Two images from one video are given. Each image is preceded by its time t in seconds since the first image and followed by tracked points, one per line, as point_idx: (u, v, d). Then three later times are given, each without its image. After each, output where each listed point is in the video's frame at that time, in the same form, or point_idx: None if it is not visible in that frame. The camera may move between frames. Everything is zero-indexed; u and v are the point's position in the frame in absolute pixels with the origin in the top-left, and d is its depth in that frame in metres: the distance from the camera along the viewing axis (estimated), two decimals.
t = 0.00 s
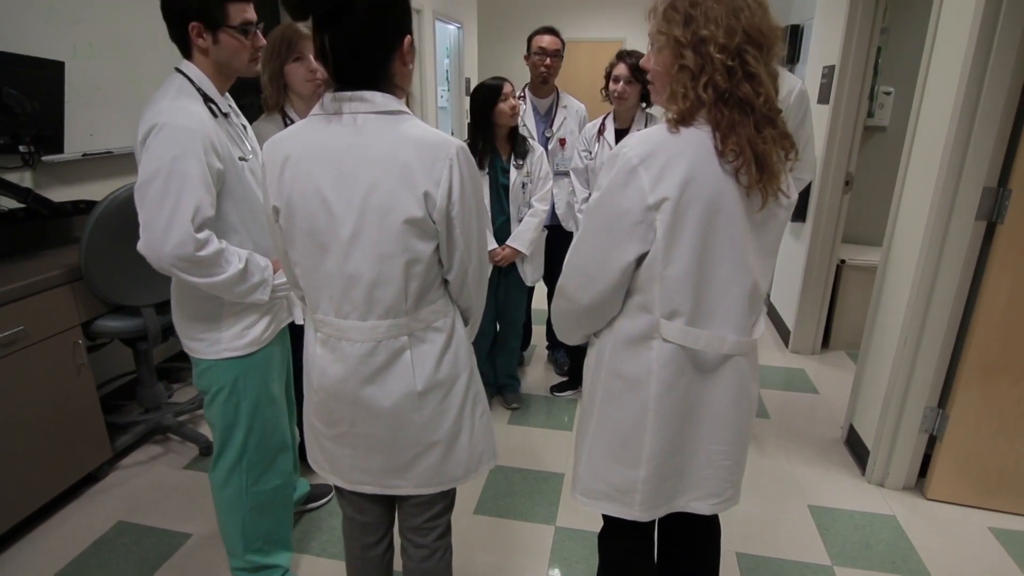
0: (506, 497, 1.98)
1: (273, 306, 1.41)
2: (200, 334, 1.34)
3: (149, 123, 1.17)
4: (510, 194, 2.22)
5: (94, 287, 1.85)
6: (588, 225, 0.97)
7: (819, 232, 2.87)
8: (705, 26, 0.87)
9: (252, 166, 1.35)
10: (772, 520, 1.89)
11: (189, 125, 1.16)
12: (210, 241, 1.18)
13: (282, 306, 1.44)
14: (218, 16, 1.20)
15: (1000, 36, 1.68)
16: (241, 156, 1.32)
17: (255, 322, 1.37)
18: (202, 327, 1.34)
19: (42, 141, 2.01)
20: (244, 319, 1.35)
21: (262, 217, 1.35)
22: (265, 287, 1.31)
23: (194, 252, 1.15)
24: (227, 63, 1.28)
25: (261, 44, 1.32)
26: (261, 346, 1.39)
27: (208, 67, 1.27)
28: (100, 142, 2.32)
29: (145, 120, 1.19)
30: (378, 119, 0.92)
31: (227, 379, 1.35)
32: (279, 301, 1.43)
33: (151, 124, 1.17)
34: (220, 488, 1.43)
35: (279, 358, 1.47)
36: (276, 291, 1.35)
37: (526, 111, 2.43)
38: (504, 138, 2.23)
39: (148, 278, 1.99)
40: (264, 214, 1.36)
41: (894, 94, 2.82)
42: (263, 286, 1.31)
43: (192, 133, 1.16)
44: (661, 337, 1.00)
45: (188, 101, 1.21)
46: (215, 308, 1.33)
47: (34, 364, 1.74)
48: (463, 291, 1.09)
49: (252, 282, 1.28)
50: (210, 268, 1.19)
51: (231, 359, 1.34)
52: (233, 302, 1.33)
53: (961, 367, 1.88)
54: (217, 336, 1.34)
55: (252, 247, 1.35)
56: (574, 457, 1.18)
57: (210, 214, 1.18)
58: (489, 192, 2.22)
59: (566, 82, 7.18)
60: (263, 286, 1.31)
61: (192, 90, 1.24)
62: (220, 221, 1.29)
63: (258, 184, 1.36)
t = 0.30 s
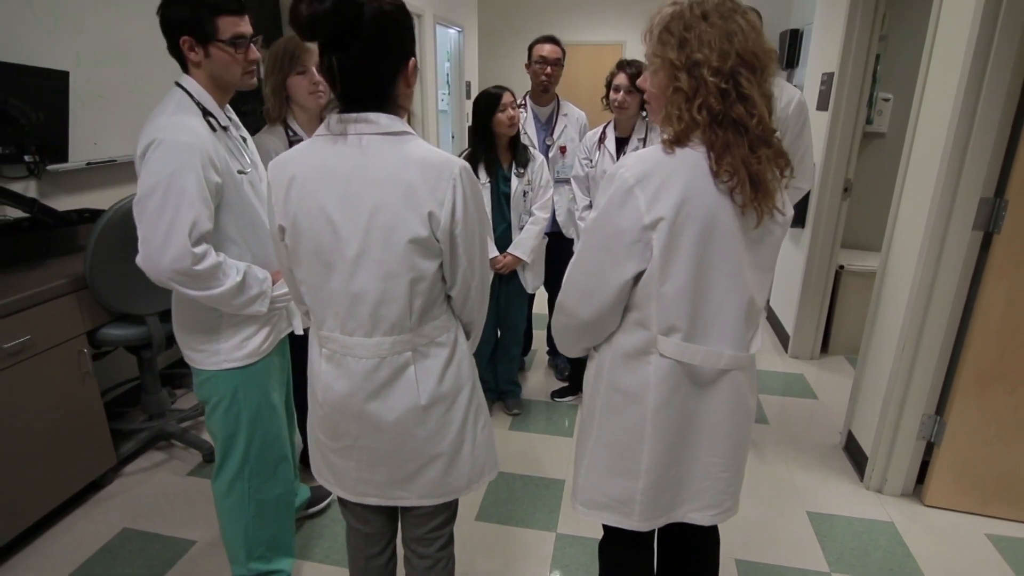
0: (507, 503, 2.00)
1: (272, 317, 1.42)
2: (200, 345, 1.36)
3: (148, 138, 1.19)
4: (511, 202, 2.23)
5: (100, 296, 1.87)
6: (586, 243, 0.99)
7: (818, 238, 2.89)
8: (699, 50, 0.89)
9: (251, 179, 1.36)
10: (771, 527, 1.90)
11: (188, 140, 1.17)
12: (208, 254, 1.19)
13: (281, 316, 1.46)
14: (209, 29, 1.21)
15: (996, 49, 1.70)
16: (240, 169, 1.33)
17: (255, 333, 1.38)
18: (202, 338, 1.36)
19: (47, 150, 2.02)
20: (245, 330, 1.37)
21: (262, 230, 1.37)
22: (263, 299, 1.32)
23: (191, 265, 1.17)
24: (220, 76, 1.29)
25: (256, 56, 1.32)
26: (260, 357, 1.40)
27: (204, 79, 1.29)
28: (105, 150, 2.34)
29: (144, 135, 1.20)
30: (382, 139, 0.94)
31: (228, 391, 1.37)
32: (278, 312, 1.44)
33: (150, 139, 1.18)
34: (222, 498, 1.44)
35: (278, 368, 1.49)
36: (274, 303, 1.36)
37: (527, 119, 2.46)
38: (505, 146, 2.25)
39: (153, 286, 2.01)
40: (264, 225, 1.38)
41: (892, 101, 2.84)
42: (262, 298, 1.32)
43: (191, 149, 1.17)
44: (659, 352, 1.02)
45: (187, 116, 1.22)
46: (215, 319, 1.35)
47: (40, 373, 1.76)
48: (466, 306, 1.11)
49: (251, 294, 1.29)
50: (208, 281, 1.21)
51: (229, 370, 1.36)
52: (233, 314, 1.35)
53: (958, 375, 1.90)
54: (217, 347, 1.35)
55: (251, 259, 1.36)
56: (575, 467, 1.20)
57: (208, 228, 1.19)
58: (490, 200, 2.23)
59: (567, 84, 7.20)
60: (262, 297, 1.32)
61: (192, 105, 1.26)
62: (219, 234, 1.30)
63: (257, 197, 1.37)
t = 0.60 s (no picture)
0: (508, 509, 2.01)
1: (277, 325, 1.43)
2: (205, 354, 1.37)
3: (152, 150, 1.20)
4: (511, 209, 2.25)
5: (104, 304, 1.89)
6: (586, 258, 1.01)
7: (816, 243, 2.91)
8: (693, 70, 0.91)
9: (254, 190, 1.38)
10: (770, 532, 1.92)
11: (191, 153, 1.19)
12: (212, 265, 1.21)
13: (286, 325, 1.47)
14: (211, 42, 1.23)
15: (991, 60, 1.71)
16: (244, 180, 1.34)
17: (259, 342, 1.40)
18: (206, 347, 1.37)
19: (50, 159, 2.04)
20: (249, 339, 1.38)
21: (265, 239, 1.38)
22: (267, 308, 1.34)
23: (196, 277, 1.18)
24: (222, 89, 1.30)
25: (257, 70, 1.33)
26: (265, 365, 1.42)
27: (207, 91, 1.30)
28: (107, 157, 2.35)
29: (149, 148, 1.21)
30: (388, 158, 0.96)
31: (232, 399, 1.38)
32: (283, 321, 1.46)
33: (154, 152, 1.20)
34: (226, 504, 1.46)
35: (282, 375, 1.51)
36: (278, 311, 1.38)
37: (527, 126, 2.48)
38: (505, 154, 2.27)
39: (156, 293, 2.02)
40: (268, 235, 1.39)
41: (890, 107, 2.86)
42: (266, 307, 1.34)
43: (195, 161, 1.18)
44: (657, 365, 1.03)
45: (191, 129, 1.23)
46: (220, 329, 1.36)
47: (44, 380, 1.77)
48: (469, 319, 1.13)
49: (255, 304, 1.30)
50: (212, 292, 1.22)
51: (233, 379, 1.37)
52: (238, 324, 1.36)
53: (955, 382, 1.91)
54: (221, 356, 1.37)
55: (255, 268, 1.38)
56: (575, 475, 1.22)
57: (212, 240, 1.20)
58: (489, 207, 2.26)
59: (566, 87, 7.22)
60: (266, 306, 1.34)
61: (195, 117, 1.27)
62: (223, 244, 1.31)
63: (261, 207, 1.38)
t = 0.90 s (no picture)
0: (509, 513, 2.03)
1: (290, 334, 1.45)
2: (220, 363, 1.39)
3: (167, 165, 1.21)
4: (512, 214, 2.27)
5: (108, 310, 1.90)
6: (585, 270, 1.02)
7: (815, 248, 2.92)
8: (693, 87, 0.92)
9: (267, 202, 1.39)
10: (769, 536, 1.93)
11: (205, 167, 1.20)
12: (228, 277, 1.22)
13: (299, 333, 1.48)
14: (222, 58, 1.24)
15: (989, 69, 1.72)
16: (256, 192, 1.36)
17: (273, 351, 1.41)
18: (222, 357, 1.38)
19: (55, 165, 2.06)
20: (264, 349, 1.40)
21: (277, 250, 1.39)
22: (281, 317, 1.35)
23: (212, 289, 1.19)
24: (234, 104, 1.32)
25: (268, 84, 1.35)
26: (279, 373, 1.43)
27: (219, 107, 1.32)
28: (110, 163, 2.37)
29: (163, 162, 1.22)
30: (394, 171, 0.97)
31: (245, 407, 1.40)
32: (296, 329, 1.47)
33: (168, 167, 1.21)
34: (235, 510, 1.47)
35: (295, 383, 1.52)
36: (292, 321, 1.39)
37: (528, 132, 2.50)
38: (506, 160, 2.28)
39: (160, 299, 2.04)
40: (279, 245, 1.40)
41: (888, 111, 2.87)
42: (280, 317, 1.35)
43: (208, 176, 1.20)
44: (656, 376, 1.05)
45: (204, 143, 1.25)
46: (234, 338, 1.38)
47: (49, 386, 1.79)
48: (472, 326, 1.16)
49: (269, 314, 1.31)
50: (228, 303, 1.23)
51: (247, 388, 1.39)
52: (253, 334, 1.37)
53: (952, 388, 1.93)
54: (236, 366, 1.38)
55: (268, 279, 1.39)
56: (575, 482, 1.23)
57: (227, 253, 1.22)
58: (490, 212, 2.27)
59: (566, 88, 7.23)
60: (280, 316, 1.35)
61: (208, 130, 1.29)
62: (237, 256, 1.33)
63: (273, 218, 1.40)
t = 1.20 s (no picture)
0: (510, 516, 2.04)
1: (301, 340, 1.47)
2: (234, 370, 1.40)
3: (183, 176, 1.23)
4: (512, 219, 2.28)
5: (111, 315, 1.92)
6: (587, 281, 1.04)
7: (813, 252, 2.94)
8: (694, 102, 0.93)
9: (281, 211, 1.41)
10: (768, 539, 1.95)
11: (222, 178, 1.21)
12: (245, 286, 1.23)
13: (310, 340, 1.50)
14: (234, 70, 1.26)
15: (985, 78, 1.74)
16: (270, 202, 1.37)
17: (286, 358, 1.43)
18: (236, 364, 1.40)
19: (58, 171, 2.06)
20: (277, 355, 1.42)
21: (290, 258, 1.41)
22: (296, 324, 1.36)
23: (231, 297, 1.20)
24: (246, 115, 1.34)
25: (278, 95, 1.37)
26: (291, 379, 1.45)
27: (232, 118, 1.33)
28: (112, 168, 2.38)
29: (179, 173, 1.24)
30: (402, 184, 0.98)
31: (256, 413, 1.41)
32: (308, 336, 1.49)
33: (184, 178, 1.22)
34: (241, 514, 1.48)
35: (304, 390, 1.54)
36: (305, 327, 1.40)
37: (528, 137, 2.51)
38: (507, 165, 2.29)
39: (163, 305, 2.05)
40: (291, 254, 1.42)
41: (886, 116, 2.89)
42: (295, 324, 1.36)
43: (225, 187, 1.21)
44: (656, 387, 1.06)
45: (220, 153, 1.26)
46: (249, 345, 1.39)
47: (53, 392, 1.80)
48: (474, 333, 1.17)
49: (285, 321, 1.33)
50: (246, 311, 1.24)
51: (261, 394, 1.40)
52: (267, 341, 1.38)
53: (949, 393, 1.95)
54: (250, 372, 1.39)
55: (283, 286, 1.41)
56: (576, 488, 1.24)
57: (245, 262, 1.23)
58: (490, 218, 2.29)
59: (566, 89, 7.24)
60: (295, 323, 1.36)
61: (223, 141, 1.30)
62: (252, 265, 1.34)
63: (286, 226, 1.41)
